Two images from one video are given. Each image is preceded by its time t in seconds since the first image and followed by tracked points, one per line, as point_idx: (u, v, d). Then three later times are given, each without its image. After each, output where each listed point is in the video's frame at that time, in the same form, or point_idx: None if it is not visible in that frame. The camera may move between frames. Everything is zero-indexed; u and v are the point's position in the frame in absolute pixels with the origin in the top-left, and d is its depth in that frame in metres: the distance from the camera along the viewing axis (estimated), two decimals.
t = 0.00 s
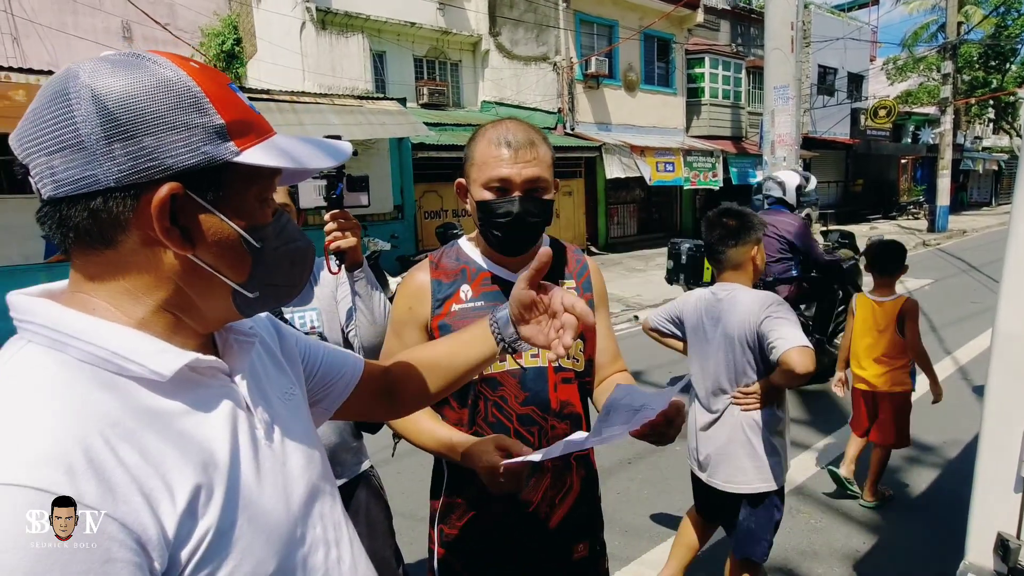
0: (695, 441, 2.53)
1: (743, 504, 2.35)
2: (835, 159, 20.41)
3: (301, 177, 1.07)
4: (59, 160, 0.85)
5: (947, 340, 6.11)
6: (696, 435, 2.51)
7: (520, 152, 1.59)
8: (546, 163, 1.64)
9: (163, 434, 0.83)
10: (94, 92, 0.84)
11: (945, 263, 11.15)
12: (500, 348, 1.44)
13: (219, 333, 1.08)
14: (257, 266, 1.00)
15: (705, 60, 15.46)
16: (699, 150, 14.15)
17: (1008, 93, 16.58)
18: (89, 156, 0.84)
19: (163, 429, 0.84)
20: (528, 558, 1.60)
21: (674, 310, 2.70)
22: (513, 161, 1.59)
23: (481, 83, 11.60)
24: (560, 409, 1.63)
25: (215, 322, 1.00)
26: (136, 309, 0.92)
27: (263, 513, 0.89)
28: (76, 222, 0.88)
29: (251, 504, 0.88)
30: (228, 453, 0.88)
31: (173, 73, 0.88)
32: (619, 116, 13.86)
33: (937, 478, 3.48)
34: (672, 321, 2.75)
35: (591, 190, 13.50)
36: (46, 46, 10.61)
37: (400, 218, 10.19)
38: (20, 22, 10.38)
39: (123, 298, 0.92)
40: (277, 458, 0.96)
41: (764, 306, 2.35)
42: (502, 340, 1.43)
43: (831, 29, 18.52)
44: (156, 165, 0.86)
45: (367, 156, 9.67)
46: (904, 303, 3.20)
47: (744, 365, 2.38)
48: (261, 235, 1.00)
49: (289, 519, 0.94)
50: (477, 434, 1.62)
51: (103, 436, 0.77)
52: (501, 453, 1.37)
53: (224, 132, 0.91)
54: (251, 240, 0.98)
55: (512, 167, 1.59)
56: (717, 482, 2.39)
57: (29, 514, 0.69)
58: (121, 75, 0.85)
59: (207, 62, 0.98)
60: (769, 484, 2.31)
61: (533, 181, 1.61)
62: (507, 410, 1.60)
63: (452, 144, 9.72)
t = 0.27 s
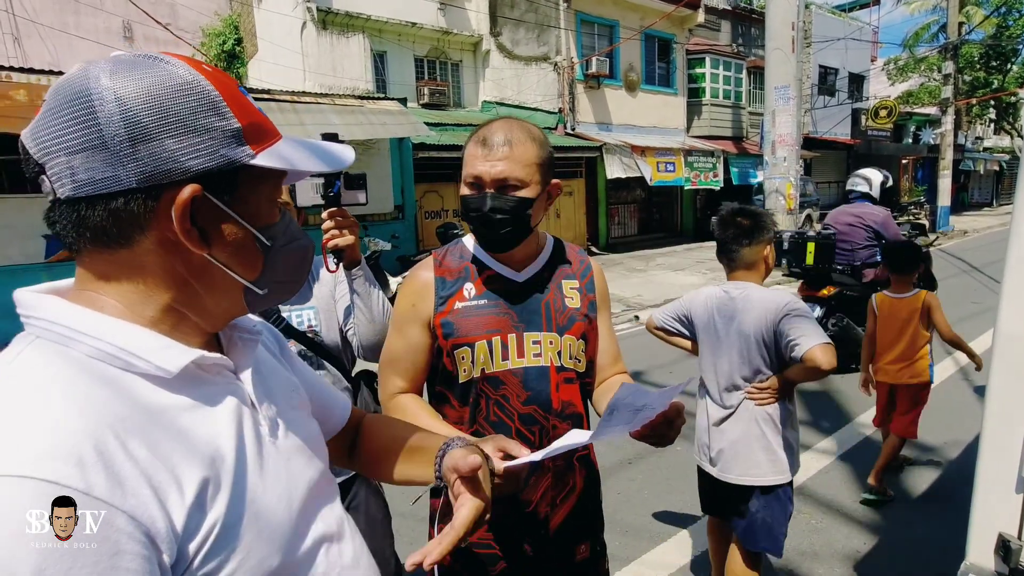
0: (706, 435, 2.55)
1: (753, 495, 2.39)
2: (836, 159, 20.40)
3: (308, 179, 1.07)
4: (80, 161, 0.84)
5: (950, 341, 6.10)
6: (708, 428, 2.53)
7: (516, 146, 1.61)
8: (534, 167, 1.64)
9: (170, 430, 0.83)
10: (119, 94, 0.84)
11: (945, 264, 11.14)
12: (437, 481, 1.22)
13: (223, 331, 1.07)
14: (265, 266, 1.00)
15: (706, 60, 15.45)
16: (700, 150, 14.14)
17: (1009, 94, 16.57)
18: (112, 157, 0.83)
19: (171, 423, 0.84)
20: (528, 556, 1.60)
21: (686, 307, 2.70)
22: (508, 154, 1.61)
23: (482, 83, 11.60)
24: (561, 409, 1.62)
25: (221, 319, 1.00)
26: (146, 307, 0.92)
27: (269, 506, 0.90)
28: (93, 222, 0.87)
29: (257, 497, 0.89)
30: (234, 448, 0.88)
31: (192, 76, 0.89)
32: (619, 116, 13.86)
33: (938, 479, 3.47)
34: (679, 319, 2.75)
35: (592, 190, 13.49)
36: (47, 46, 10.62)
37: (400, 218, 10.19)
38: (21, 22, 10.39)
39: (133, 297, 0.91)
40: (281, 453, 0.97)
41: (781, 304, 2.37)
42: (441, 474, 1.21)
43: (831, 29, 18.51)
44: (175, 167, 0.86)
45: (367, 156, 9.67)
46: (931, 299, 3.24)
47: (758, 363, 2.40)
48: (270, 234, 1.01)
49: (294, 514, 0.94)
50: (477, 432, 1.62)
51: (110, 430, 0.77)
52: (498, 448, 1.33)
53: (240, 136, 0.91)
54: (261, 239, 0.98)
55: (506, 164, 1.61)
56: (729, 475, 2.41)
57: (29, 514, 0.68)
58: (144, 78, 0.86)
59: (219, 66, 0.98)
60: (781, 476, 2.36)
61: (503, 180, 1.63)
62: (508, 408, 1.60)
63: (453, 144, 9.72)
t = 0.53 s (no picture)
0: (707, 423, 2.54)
1: (756, 484, 2.40)
2: (835, 160, 20.41)
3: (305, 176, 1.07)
4: (84, 160, 0.84)
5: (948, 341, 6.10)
6: (710, 418, 2.52)
7: (511, 152, 1.60)
8: (528, 172, 1.63)
9: (176, 421, 0.83)
10: (120, 93, 0.83)
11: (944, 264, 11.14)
12: (416, 514, 1.25)
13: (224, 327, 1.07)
14: (267, 260, 1.00)
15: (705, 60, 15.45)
16: (699, 150, 14.15)
17: (1008, 94, 16.58)
18: (116, 156, 0.83)
19: (177, 413, 0.84)
20: (524, 555, 1.60)
21: (680, 301, 2.69)
22: (503, 163, 1.60)
23: (481, 83, 11.61)
24: (557, 409, 1.62)
25: (224, 314, 1.00)
26: (149, 304, 0.92)
27: (275, 496, 0.90)
28: (97, 221, 0.86)
29: (264, 487, 0.89)
30: (239, 439, 0.88)
31: (191, 74, 0.89)
32: (618, 116, 13.86)
33: (937, 479, 3.48)
34: (673, 315, 2.73)
35: (591, 190, 13.49)
36: (46, 45, 10.60)
37: (399, 218, 10.19)
38: (20, 21, 10.37)
39: (138, 294, 0.91)
40: (287, 444, 0.97)
41: (780, 295, 2.40)
42: (420, 508, 1.25)
43: (830, 30, 18.51)
44: (177, 163, 0.86)
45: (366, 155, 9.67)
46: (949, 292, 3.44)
47: (759, 354, 2.40)
48: (271, 229, 1.01)
49: (298, 504, 0.94)
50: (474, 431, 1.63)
51: (117, 421, 0.76)
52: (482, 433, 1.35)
53: (240, 132, 0.92)
54: (262, 233, 0.98)
55: (502, 172, 1.60)
56: (736, 462, 2.41)
57: (30, 513, 0.67)
58: (143, 76, 0.86)
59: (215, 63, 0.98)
60: (780, 462, 2.41)
61: (498, 188, 1.61)
62: (504, 408, 1.60)
63: (452, 143, 9.73)
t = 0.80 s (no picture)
0: (704, 417, 2.53)
1: (753, 481, 2.40)
2: (833, 159, 20.43)
3: (300, 169, 1.06)
4: (65, 160, 0.84)
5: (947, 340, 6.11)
6: (705, 410, 2.51)
7: (507, 149, 1.60)
8: (525, 170, 1.63)
9: (179, 417, 0.83)
10: (98, 91, 0.83)
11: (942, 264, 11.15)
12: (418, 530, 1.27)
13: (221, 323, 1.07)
14: (262, 257, 1.00)
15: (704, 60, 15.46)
16: (698, 150, 14.15)
17: (1006, 94, 16.60)
18: (95, 154, 0.83)
19: (179, 409, 0.84)
20: (521, 556, 1.60)
21: (674, 297, 2.69)
22: (499, 158, 1.60)
23: (480, 82, 11.61)
24: (553, 410, 1.62)
25: (220, 311, 1.00)
26: (143, 304, 0.92)
27: (278, 492, 0.90)
28: (84, 220, 0.87)
29: (266, 484, 0.89)
30: (243, 435, 0.88)
31: (174, 69, 0.88)
32: (617, 115, 13.86)
33: (934, 479, 3.48)
34: (667, 311, 2.73)
35: (590, 189, 13.49)
36: (44, 44, 10.58)
37: (398, 217, 10.18)
38: (17, 21, 10.35)
39: (132, 293, 0.91)
40: (288, 441, 0.97)
41: (774, 290, 2.43)
42: (423, 524, 1.27)
43: (829, 29, 18.52)
44: (160, 160, 0.86)
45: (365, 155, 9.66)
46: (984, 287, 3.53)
47: (752, 348, 2.42)
48: (265, 225, 1.00)
49: (301, 500, 0.94)
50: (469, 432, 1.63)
51: (119, 417, 0.76)
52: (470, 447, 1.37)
53: (225, 126, 0.91)
54: (256, 231, 0.98)
55: (497, 169, 1.60)
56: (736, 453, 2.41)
57: (29, 513, 0.66)
58: (121, 72, 0.85)
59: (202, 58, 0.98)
60: (786, 443, 2.41)
61: (494, 184, 1.62)
62: (498, 409, 1.60)
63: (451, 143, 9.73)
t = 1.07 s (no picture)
0: (708, 413, 2.52)
1: (751, 480, 2.42)
2: (832, 159, 20.45)
3: (302, 168, 1.06)
4: (65, 159, 0.84)
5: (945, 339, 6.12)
6: (709, 408, 2.51)
7: (502, 147, 1.61)
8: (522, 166, 1.63)
9: (180, 419, 0.83)
10: (94, 89, 0.83)
11: (941, 263, 11.17)
12: None
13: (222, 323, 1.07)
14: (263, 257, 0.99)
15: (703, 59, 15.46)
16: (697, 149, 14.16)
17: (1005, 93, 16.63)
18: (92, 154, 0.83)
19: (178, 412, 0.84)
20: (519, 556, 1.60)
21: (675, 293, 2.68)
22: (493, 154, 1.60)
23: (479, 82, 11.62)
24: (550, 410, 1.62)
25: (222, 312, 0.99)
26: (146, 304, 0.92)
27: (278, 495, 0.90)
28: (84, 219, 0.87)
29: (266, 488, 0.89)
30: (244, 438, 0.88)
31: (172, 68, 0.88)
32: (616, 115, 13.86)
33: (933, 478, 3.49)
34: (668, 308, 2.72)
35: (589, 189, 13.50)
36: (42, 44, 10.56)
37: (397, 217, 10.18)
38: (15, 20, 10.34)
39: (134, 294, 0.91)
40: (289, 443, 0.97)
41: (778, 285, 2.44)
42: None
43: (828, 28, 18.53)
44: (157, 160, 0.86)
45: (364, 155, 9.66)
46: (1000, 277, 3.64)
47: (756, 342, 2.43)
48: (267, 225, 0.99)
49: (302, 503, 0.94)
50: (466, 432, 1.63)
51: (120, 420, 0.76)
52: (466, 448, 1.39)
53: (224, 124, 0.90)
54: (257, 231, 0.97)
55: (494, 164, 1.60)
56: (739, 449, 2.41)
57: (29, 514, 0.66)
58: (117, 70, 0.85)
59: (204, 57, 0.97)
60: (784, 437, 2.41)
61: (491, 180, 1.62)
62: (495, 409, 1.60)
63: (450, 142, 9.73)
